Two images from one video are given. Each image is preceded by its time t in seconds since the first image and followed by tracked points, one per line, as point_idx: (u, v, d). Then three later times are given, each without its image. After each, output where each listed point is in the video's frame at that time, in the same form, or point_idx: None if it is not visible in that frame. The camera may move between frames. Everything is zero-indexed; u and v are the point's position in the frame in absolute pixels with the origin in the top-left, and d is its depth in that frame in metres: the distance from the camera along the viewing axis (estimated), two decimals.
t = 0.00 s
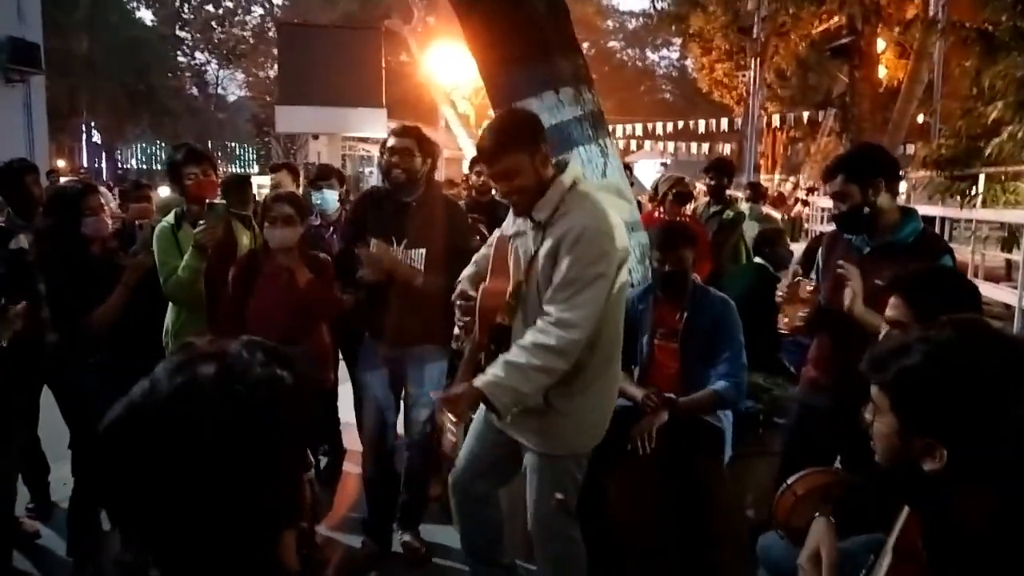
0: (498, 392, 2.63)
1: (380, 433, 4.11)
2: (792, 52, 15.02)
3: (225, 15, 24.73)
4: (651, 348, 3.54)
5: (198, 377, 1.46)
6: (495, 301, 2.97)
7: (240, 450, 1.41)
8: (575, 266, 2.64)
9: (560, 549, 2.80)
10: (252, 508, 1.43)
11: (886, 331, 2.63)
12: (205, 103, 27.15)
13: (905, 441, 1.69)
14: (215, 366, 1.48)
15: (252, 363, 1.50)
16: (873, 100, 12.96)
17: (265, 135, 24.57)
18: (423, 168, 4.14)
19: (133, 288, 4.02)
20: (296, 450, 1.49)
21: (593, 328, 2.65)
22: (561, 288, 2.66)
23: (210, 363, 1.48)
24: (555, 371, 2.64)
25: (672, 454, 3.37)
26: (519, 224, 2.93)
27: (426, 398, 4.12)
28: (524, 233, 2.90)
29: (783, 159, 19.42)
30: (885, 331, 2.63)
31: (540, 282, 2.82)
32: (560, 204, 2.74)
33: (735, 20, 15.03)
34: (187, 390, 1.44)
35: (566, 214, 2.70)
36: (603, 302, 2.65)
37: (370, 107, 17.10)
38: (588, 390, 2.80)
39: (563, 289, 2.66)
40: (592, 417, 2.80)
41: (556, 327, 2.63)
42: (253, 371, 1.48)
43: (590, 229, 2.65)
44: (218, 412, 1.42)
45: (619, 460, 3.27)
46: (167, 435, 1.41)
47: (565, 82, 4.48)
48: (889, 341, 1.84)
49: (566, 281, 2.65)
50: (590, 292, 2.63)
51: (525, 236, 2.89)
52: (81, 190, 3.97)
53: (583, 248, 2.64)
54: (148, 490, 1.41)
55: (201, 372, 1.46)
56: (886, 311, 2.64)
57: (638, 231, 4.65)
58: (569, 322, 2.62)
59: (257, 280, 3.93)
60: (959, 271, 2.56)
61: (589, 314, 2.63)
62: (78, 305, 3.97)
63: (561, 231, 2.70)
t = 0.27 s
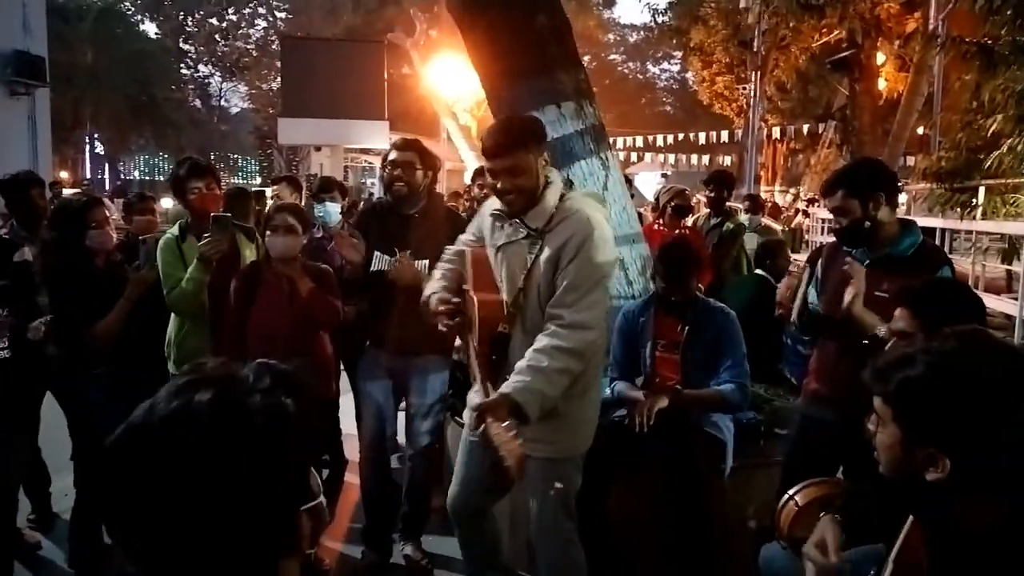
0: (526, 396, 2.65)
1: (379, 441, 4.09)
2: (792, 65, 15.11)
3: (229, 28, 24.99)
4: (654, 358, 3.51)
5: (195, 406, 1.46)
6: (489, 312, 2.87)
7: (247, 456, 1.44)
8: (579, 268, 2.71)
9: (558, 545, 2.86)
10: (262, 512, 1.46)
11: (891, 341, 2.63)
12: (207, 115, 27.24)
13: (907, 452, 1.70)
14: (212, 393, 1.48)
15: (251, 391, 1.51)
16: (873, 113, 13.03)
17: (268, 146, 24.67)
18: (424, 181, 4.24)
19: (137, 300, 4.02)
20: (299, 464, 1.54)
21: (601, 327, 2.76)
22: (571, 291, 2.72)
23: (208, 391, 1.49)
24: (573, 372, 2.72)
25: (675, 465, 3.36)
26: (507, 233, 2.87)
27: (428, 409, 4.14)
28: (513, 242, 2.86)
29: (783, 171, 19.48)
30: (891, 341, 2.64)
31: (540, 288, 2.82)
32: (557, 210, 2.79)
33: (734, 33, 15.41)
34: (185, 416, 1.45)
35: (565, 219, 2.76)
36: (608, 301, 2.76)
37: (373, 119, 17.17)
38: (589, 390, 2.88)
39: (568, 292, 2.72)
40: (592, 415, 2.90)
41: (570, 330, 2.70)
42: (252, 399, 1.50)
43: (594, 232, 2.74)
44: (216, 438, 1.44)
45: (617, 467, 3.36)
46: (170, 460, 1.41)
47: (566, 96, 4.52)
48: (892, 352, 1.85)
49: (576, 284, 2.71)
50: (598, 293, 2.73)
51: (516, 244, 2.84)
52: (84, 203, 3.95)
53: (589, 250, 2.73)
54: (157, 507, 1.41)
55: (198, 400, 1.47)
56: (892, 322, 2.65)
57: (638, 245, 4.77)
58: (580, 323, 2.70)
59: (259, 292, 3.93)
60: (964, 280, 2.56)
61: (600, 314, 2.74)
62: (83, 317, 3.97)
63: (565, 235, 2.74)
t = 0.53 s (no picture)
0: (546, 372, 2.89)
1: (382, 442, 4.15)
2: (797, 69, 15.09)
3: (234, 26, 24.81)
4: (656, 360, 3.43)
5: (236, 386, 1.52)
6: (484, 308, 3.07)
7: (275, 442, 1.46)
8: (570, 250, 2.97)
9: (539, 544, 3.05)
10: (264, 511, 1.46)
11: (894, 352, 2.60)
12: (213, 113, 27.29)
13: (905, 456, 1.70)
14: (254, 373, 1.54)
15: (292, 378, 1.55)
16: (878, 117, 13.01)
17: (273, 145, 24.73)
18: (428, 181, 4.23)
19: (143, 297, 4.00)
20: (326, 455, 1.52)
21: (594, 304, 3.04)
22: (566, 274, 2.97)
23: (252, 370, 1.55)
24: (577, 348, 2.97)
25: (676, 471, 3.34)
26: (492, 232, 3.06)
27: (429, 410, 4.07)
28: (499, 239, 3.07)
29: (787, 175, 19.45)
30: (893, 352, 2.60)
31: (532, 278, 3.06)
32: (538, 203, 3.05)
33: (740, 36, 15.46)
34: (227, 395, 1.51)
35: (550, 209, 3.03)
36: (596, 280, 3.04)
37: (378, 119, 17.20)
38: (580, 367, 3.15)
39: (564, 275, 2.97)
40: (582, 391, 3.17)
41: (571, 310, 2.95)
42: (292, 386, 1.53)
43: (576, 220, 3.02)
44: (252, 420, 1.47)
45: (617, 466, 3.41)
46: (198, 453, 1.45)
47: (571, 99, 4.53)
48: (893, 356, 1.86)
49: (570, 267, 2.97)
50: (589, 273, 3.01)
51: (503, 241, 3.05)
52: (93, 200, 3.99)
53: (576, 235, 3.00)
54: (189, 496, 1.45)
55: (241, 378, 1.53)
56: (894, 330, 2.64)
57: (642, 248, 4.79)
58: (576, 301, 2.95)
59: (261, 293, 3.92)
60: (964, 287, 2.56)
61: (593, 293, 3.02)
62: (88, 312, 3.97)
63: (553, 224, 3.01)
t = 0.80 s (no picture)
0: (549, 358, 3.01)
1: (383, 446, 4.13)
2: (796, 74, 15.15)
3: (235, 29, 24.85)
4: (656, 365, 3.44)
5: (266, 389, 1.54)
6: (478, 305, 3.16)
7: (282, 444, 1.45)
8: (556, 243, 3.13)
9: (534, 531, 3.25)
10: (262, 512, 1.43)
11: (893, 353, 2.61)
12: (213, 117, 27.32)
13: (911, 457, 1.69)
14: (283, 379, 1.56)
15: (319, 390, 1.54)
16: (876, 122, 13.04)
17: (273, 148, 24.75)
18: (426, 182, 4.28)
19: (143, 302, 3.98)
20: (329, 459, 1.47)
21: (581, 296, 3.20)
22: (555, 268, 3.13)
23: (281, 378, 1.57)
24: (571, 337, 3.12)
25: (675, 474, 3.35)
26: (481, 233, 3.18)
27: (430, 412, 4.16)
28: (488, 239, 3.19)
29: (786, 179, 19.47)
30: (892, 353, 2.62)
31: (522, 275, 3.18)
32: (523, 203, 3.19)
33: (740, 41, 15.65)
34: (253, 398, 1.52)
35: (535, 208, 3.17)
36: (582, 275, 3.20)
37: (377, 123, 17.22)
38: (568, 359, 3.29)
39: (554, 269, 3.12)
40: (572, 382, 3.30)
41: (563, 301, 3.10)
42: (318, 395, 1.52)
43: (560, 217, 3.18)
44: (271, 423, 1.47)
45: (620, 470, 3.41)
46: (208, 454, 1.45)
47: (570, 103, 4.54)
48: (898, 359, 1.86)
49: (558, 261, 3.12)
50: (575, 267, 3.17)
51: (492, 240, 3.17)
52: (93, 203, 3.96)
53: (562, 231, 3.16)
54: (198, 494, 1.45)
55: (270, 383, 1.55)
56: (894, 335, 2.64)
57: (641, 252, 4.81)
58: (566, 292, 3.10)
59: (261, 297, 3.91)
60: (964, 293, 2.57)
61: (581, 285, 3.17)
62: (88, 316, 3.96)
63: (540, 222, 3.15)
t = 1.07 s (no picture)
0: (557, 358, 3.11)
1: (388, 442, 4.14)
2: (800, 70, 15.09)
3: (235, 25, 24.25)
4: (658, 362, 3.41)
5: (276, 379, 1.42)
6: (482, 304, 3.19)
7: (281, 443, 1.26)
8: (562, 247, 3.14)
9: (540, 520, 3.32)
10: (261, 514, 1.24)
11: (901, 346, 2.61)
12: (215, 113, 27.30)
13: (923, 451, 1.68)
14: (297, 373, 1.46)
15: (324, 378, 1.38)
16: (880, 118, 13.00)
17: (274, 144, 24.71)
18: (426, 171, 4.39)
19: (149, 298, 3.98)
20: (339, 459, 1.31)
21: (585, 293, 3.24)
22: (560, 267, 3.15)
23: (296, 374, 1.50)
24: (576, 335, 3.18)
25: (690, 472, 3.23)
26: (485, 231, 3.17)
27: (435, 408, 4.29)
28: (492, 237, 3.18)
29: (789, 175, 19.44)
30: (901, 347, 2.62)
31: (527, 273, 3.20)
32: (527, 201, 3.18)
33: (744, 36, 15.60)
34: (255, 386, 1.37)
35: (538, 207, 3.17)
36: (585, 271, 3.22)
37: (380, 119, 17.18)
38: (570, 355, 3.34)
39: (558, 268, 3.15)
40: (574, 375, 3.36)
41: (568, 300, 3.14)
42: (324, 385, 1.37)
43: (563, 215, 3.18)
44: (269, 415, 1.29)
45: (631, 468, 3.19)
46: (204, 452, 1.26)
47: (576, 98, 4.53)
48: (912, 354, 1.84)
49: (563, 260, 3.14)
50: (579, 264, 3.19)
51: (496, 239, 3.16)
52: (98, 201, 3.97)
53: (566, 229, 3.17)
54: (186, 497, 1.26)
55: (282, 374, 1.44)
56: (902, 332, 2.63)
57: (645, 249, 4.89)
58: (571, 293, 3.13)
59: (265, 291, 3.83)
60: (973, 290, 2.56)
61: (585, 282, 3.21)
62: (91, 314, 3.95)
63: (544, 220, 3.16)
